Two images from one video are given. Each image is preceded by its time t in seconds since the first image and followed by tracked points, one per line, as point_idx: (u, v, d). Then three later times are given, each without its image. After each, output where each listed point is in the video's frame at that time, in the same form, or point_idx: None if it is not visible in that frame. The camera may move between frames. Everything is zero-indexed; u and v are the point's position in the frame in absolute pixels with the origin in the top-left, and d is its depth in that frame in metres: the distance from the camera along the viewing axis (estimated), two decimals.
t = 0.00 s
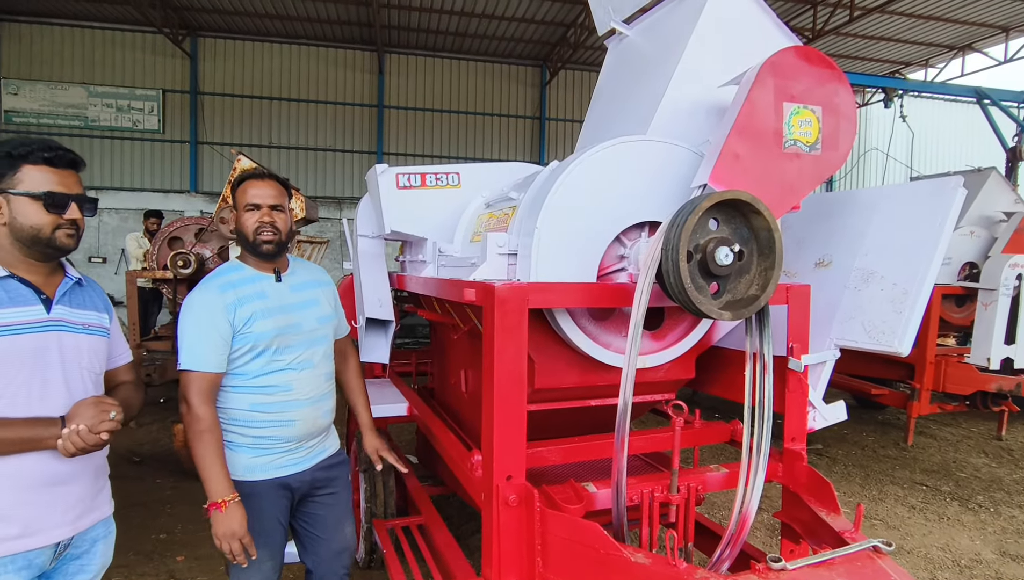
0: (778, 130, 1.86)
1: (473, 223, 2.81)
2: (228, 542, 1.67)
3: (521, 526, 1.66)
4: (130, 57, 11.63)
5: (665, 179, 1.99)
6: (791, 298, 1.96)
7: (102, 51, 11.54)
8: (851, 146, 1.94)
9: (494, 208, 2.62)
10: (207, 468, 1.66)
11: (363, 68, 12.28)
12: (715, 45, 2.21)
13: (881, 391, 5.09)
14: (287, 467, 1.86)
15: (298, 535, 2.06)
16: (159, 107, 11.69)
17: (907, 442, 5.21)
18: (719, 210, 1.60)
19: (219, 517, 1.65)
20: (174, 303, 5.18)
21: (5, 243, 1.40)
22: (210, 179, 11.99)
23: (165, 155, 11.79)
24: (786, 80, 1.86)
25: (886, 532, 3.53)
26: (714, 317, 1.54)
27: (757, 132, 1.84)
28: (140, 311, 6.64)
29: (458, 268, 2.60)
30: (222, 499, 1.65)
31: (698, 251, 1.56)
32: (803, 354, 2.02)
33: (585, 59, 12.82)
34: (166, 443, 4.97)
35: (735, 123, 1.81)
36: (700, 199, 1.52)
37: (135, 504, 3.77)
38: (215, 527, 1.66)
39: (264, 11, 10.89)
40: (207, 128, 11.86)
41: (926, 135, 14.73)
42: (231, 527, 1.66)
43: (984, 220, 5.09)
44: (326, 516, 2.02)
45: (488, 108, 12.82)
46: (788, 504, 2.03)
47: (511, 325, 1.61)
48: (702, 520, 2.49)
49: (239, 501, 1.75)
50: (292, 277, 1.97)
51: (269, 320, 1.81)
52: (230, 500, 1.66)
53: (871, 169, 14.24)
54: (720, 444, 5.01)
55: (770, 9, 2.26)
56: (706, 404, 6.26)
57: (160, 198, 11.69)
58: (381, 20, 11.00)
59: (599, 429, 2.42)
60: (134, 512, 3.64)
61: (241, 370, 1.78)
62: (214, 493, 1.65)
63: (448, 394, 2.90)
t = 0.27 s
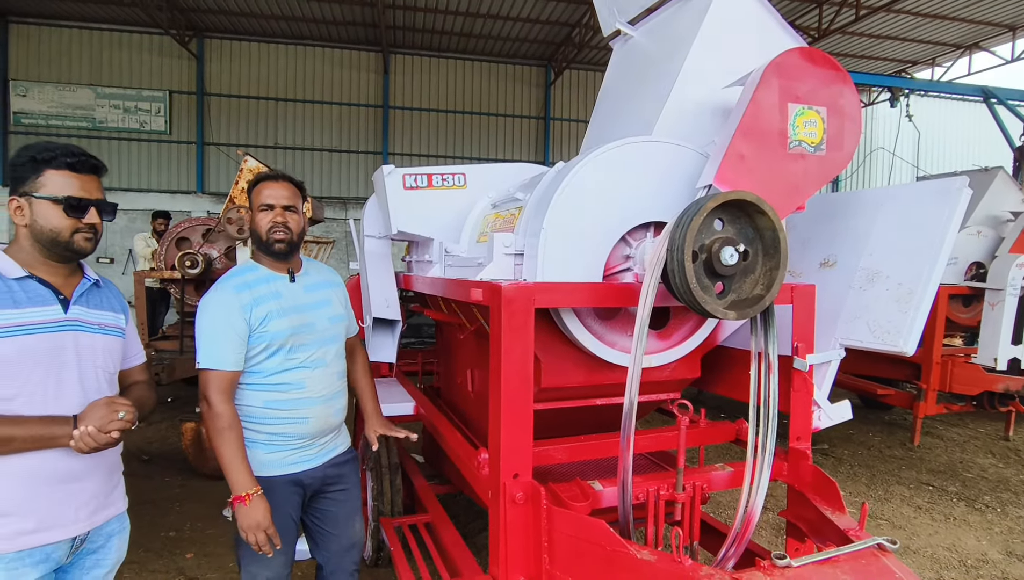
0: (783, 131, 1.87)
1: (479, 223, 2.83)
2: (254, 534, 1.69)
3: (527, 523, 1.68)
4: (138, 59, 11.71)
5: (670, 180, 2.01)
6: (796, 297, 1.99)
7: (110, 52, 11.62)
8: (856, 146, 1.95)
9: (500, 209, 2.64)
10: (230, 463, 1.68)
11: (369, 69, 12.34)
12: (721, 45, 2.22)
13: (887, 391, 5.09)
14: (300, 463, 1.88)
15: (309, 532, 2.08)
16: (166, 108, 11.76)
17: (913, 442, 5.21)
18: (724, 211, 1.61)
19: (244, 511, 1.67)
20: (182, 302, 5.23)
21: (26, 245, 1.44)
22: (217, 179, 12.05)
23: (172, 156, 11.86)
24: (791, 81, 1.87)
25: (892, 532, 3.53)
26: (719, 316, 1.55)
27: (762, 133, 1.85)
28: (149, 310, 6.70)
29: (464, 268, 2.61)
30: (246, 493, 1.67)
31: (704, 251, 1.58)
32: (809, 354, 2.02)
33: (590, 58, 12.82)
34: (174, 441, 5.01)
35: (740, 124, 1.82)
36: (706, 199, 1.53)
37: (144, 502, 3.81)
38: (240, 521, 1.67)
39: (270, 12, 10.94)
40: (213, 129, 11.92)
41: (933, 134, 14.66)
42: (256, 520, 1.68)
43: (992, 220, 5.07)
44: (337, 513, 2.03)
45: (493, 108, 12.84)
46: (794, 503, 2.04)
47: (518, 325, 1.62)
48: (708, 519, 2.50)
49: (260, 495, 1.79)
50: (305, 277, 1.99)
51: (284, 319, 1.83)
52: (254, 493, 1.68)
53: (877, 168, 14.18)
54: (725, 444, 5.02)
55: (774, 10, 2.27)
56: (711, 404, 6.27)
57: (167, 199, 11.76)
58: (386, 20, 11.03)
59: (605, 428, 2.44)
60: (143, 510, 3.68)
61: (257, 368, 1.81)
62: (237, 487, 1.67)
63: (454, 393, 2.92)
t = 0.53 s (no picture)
0: (790, 127, 1.87)
1: (486, 220, 2.84)
2: (260, 524, 1.71)
3: (535, 517, 1.69)
4: (147, 59, 11.80)
5: (678, 176, 2.01)
6: (804, 294, 1.98)
7: (120, 53, 11.71)
8: (865, 141, 1.95)
9: (508, 205, 2.65)
10: (243, 453, 1.71)
11: (376, 67, 12.37)
12: (728, 42, 2.22)
13: (896, 389, 5.07)
14: (315, 455, 1.90)
15: (320, 525, 2.11)
16: (175, 107, 11.84)
17: (922, 440, 5.18)
18: (732, 206, 1.61)
19: (253, 501, 1.70)
20: (192, 300, 5.27)
21: (47, 242, 1.46)
22: (225, 178, 12.13)
23: (181, 155, 11.94)
24: (799, 76, 1.87)
25: (899, 530, 3.52)
26: (727, 311, 1.56)
27: (769, 129, 1.85)
28: (159, 308, 6.76)
29: (471, 264, 2.62)
30: (257, 483, 1.70)
31: (712, 247, 1.58)
32: (816, 349, 2.02)
33: (597, 56, 12.80)
34: (184, 438, 5.05)
35: (747, 120, 1.83)
36: (714, 194, 1.53)
37: (155, 497, 3.85)
38: (249, 510, 1.70)
39: (278, 12, 10.99)
40: (222, 128, 11.99)
41: (943, 131, 14.55)
42: (265, 510, 1.71)
43: (1003, 217, 5.03)
44: (348, 506, 2.05)
45: (500, 106, 12.85)
46: (800, 498, 2.04)
47: (526, 320, 1.63)
48: (715, 514, 2.51)
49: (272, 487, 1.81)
50: (322, 272, 2.01)
51: (300, 312, 1.85)
52: (263, 484, 1.71)
53: (887, 165, 14.10)
54: (732, 441, 5.01)
55: (783, 6, 2.27)
56: (718, 401, 6.26)
57: (176, 198, 11.85)
58: (394, 19, 11.06)
59: (612, 424, 2.45)
60: (154, 505, 3.72)
61: (273, 361, 1.83)
62: (248, 477, 1.70)
63: (462, 389, 2.93)
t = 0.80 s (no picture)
0: (797, 124, 1.87)
1: (494, 218, 2.85)
2: (269, 513, 1.75)
3: (542, 513, 1.71)
4: (158, 59, 11.89)
5: (685, 173, 2.01)
6: (810, 291, 1.98)
7: (131, 53, 11.81)
8: (872, 138, 1.95)
9: (515, 204, 2.66)
10: (252, 443, 1.74)
11: (384, 66, 12.40)
12: (736, 40, 2.22)
13: (906, 387, 5.04)
14: (327, 450, 1.92)
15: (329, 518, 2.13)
16: (185, 107, 11.92)
17: (933, 439, 5.15)
18: (737, 204, 1.61)
19: (262, 489, 1.73)
20: (203, 298, 5.33)
21: (72, 242, 1.50)
22: (235, 177, 12.22)
23: (191, 155, 12.03)
24: (806, 73, 1.86)
25: (908, 528, 3.51)
26: (732, 308, 1.56)
27: (776, 126, 1.85)
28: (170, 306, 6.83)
29: (478, 262, 2.63)
30: (265, 472, 1.73)
31: (717, 245, 1.59)
32: (823, 347, 2.01)
33: (605, 53, 12.77)
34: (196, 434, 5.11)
35: (753, 117, 1.83)
36: (719, 192, 1.54)
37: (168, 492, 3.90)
38: (259, 499, 1.74)
39: (287, 11, 11.03)
40: (231, 127, 12.06)
41: (955, 127, 14.40)
42: (273, 499, 1.74)
43: (1016, 213, 4.98)
44: (357, 500, 2.08)
45: (508, 104, 12.85)
46: (807, 495, 2.04)
47: (532, 317, 1.65)
48: (722, 511, 2.51)
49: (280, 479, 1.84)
50: (338, 270, 2.03)
51: (312, 309, 1.87)
52: (272, 474, 1.74)
53: (898, 161, 13.98)
54: (741, 438, 5.00)
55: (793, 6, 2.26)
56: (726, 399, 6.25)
57: (186, 197, 11.95)
58: (402, 17, 11.08)
59: (620, 421, 2.46)
60: (167, 500, 3.77)
61: (286, 356, 1.86)
62: (257, 466, 1.73)
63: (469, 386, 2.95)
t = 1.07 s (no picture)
0: (805, 122, 1.87)
1: (503, 216, 2.86)
2: (280, 503, 1.80)
3: (550, 508, 1.72)
4: (169, 58, 11.99)
5: (692, 172, 2.02)
6: (819, 289, 1.97)
7: (142, 52, 11.91)
8: (881, 136, 1.94)
9: (523, 201, 2.67)
10: (268, 435, 1.80)
11: (393, 63, 12.42)
12: (745, 37, 2.22)
13: (916, 384, 5.02)
14: (345, 443, 1.95)
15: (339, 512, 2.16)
16: (196, 105, 12.00)
17: (944, 436, 5.12)
18: (744, 202, 1.62)
19: (275, 479, 1.79)
20: (214, 295, 5.39)
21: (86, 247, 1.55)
22: (245, 175, 12.29)
23: (202, 152, 12.11)
24: (814, 70, 1.86)
25: (918, 526, 3.50)
26: (740, 306, 1.57)
27: (784, 123, 1.85)
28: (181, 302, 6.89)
29: (486, 260, 2.64)
30: (278, 464, 1.79)
31: (725, 242, 1.59)
32: (832, 344, 2.01)
33: (614, 49, 12.73)
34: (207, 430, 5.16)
35: (761, 115, 1.83)
36: (727, 190, 1.54)
37: (180, 487, 3.95)
38: (272, 488, 1.79)
39: (296, 9, 11.08)
40: (241, 125, 12.13)
41: (968, 122, 14.26)
42: (283, 489, 1.79)
43: None
44: (369, 494, 2.10)
45: (517, 101, 12.84)
46: (815, 492, 2.05)
47: (540, 314, 1.66)
48: (729, 508, 2.52)
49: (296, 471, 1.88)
50: (361, 268, 2.05)
51: (335, 305, 1.90)
52: (284, 465, 1.80)
53: (909, 156, 13.86)
54: (750, 435, 4.99)
55: (803, 4, 2.26)
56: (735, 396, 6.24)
57: (197, 194, 12.05)
58: (411, 15, 11.10)
59: (628, 417, 2.47)
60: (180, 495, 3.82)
61: (308, 350, 1.89)
62: (271, 456, 1.79)
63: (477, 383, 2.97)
